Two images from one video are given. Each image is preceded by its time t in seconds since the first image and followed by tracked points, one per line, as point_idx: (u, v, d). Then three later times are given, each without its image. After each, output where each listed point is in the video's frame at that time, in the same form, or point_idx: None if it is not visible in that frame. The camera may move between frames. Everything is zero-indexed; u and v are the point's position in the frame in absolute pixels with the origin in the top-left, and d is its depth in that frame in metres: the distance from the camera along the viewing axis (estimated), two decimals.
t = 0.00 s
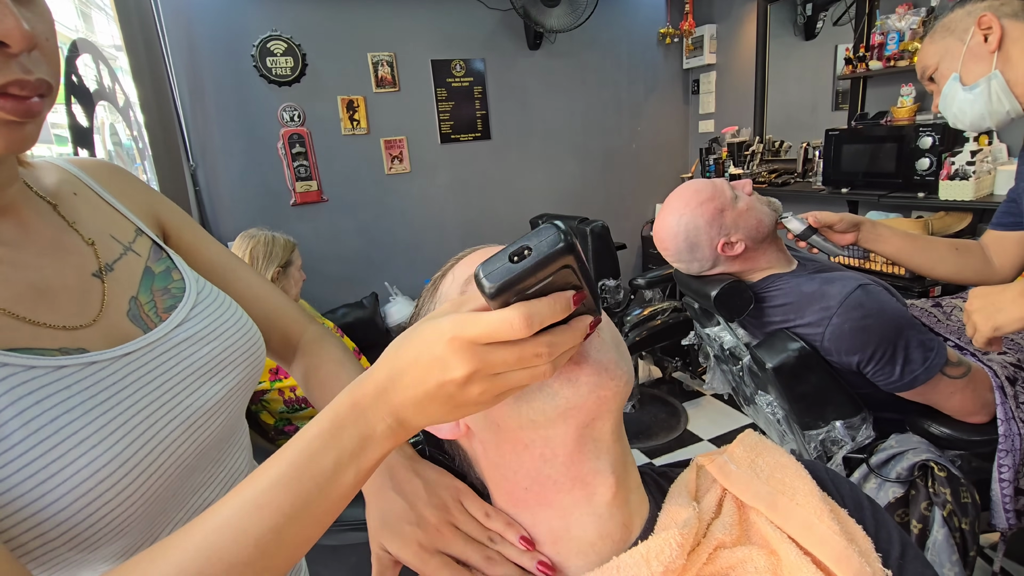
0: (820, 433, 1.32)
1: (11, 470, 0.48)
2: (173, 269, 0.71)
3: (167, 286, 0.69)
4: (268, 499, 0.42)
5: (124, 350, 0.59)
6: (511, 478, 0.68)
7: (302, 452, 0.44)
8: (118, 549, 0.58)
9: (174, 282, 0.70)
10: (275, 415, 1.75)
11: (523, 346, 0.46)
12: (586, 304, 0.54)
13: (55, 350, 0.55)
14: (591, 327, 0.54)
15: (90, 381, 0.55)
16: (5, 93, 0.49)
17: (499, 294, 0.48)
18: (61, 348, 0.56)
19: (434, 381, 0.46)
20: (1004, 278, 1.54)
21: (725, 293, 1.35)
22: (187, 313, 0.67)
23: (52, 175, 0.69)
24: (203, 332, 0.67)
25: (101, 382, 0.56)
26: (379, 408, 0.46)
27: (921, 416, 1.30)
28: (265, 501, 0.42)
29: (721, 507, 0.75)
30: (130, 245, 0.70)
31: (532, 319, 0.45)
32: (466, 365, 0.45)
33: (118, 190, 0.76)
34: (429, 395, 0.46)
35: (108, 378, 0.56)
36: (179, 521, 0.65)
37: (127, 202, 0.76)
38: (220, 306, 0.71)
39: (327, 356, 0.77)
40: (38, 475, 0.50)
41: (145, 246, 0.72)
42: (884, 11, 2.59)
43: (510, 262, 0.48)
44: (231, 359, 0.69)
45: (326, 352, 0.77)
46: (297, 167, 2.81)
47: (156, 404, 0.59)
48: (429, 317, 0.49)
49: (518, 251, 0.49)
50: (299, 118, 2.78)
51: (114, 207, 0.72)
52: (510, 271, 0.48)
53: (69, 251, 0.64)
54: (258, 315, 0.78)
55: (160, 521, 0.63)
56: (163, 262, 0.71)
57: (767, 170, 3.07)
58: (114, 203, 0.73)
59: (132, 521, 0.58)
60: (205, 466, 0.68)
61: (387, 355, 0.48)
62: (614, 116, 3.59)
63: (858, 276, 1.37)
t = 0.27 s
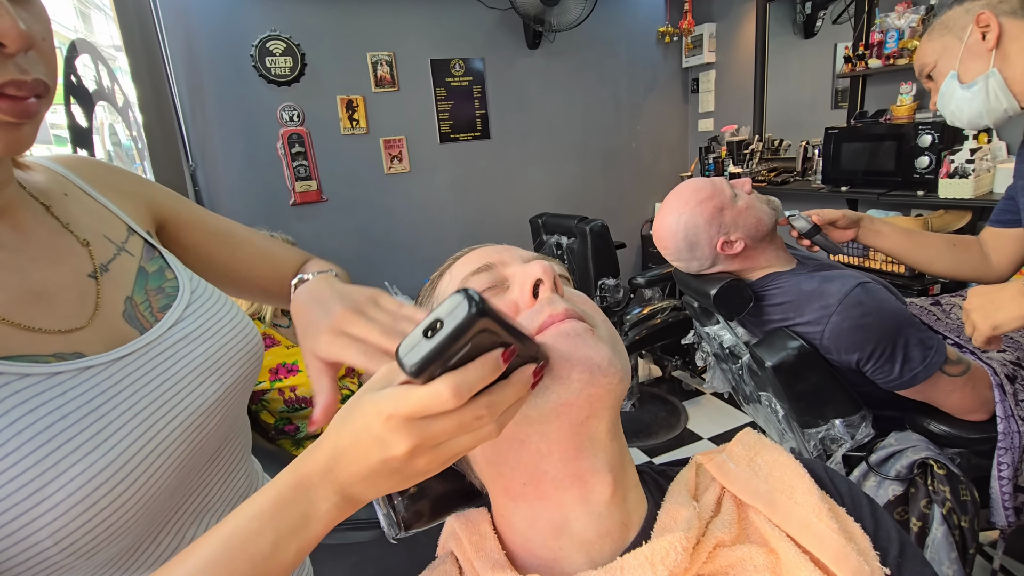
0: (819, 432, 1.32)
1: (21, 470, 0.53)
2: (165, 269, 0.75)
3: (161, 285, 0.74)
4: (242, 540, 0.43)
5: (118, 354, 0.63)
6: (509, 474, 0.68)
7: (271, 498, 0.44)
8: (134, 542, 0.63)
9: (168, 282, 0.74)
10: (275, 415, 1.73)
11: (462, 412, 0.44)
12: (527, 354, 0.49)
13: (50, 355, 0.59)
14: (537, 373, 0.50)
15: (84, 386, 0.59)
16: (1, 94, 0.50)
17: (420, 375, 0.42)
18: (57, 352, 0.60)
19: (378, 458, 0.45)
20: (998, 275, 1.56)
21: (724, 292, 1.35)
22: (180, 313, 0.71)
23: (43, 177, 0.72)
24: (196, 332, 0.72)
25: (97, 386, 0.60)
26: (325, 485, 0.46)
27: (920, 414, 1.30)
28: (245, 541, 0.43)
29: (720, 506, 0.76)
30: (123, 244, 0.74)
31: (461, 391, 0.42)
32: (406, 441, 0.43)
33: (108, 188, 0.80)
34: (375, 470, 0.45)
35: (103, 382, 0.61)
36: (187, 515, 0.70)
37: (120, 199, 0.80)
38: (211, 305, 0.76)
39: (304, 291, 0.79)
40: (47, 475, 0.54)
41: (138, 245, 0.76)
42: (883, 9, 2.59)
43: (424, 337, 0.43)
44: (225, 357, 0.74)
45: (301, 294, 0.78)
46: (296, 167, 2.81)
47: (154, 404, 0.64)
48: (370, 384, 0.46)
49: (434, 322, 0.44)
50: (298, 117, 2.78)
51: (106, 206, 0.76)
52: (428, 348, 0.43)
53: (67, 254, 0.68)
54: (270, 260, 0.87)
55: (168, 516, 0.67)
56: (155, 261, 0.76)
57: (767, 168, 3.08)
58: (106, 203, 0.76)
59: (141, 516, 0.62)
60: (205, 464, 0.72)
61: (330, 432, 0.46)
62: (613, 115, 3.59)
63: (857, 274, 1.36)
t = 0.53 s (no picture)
0: (818, 431, 1.32)
1: (20, 467, 0.54)
2: (153, 270, 0.77)
3: (150, 286, 0.75)
4: (238, 554, 0.43)
5: (112, 354, 0.65)
6: (506, 474, 0.68)
7: (263, 512, 0.45)
8: (131, 537, 0.64)
9: (157, 282, 0.76)
10: (275, 415, 1.73)
11: (462, 400, 0.48)
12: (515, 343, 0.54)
13: (44, 357, 0.60)
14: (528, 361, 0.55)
15: (80, 385, 0.61)
16: None
17: (418, 363, 0.48)
18: (50, 355, 0.61)
19: (381, 458, 0.47)
20: (990, 271, 1.57)
21: (722, 292, 1.36)
22: (171, 313, 0.73)
23: (25, 180, 0.72)
24: (188, 331, 0.74)
25: (93, 384, 0.62)
26: (320, 497, 0.47)
27: (919, 413, 1.30)
28: (240, 555, 0.43)
29: (717, 506, 0.76)
30: (109, 246, 0.75)
31: (463, 374, 0.46)
32: (411, 435, 0.46)
33: (90, 187, 0.80)
34: (377, 473, 0.48)
35: (99, 381, 0.62)
36: (183, 511, 0.71)
37: (104, 195, 0.80)
38: (201, 304, 0.78)
39: (337, 279, 0.78)
40: (45, 471, 0.56)
41: (125, 247, 0.77)
42: (882, 8, 2.58)
43: (420, 325, 0.48)
44: (217, 355, 0.76)
45: (335, 285, 0.77)
46: (295, 167, 2.81)
47: (148, 402, 0.65)
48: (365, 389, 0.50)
49: (426, 313, 0.49)
50: (297, 118, 2.78)
51: (90, 208, 0.76)
52: (422, 338, 0.48)
53: (54, 257, 0.69)
54: (275, 231, 0.92)
55: (164, 512, 0.68)
56: (143, 262, 0.77)
57: (766, 167, 3.08)
58: (90, 204, 0.77)
59: (137, 512, 0.64)
60: (199, 461, 0.74)
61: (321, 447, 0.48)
62: (613, 114, 3.59)
63: (855, 273, 1.37)
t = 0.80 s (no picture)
0: (817, 430, 1.32)
1: (18, 469, 0.55)
2: (151, 272, 0.77)
3: (148, 288, 0.75)
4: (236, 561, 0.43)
5: (111, 356, 0.65)
6: (504, 474, 0.69)
7: (268, 517, 0.45)
8: (127, 538, 0.65)
9: (155, 285, 0.76)
10: (275, 417, 1.73)
11: (471, 380, 0.49)
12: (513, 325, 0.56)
13: (43, 359, 0.61)
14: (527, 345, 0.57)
15: (79, 387, 0.61)
16: None
17: (425, 340, 0.49)
18: (49, 356, 0.61)
19: (394, 448, 0.47)
20: (986, 269, 1.58)
21: (722, 291, 1.36)
22: (169, 315, 0.73)
23: (24, 184, 0.72)
24: (186, 333, 0.74)
25: (91, 387, 0.62)
26: (329, 500, 0.46)
27: (918, 412, 1.30)
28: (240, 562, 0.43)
29: (715, 506, 0.76)
30: (107, 249, 0.75)
31: (471, 347, 0.47)
32: (423, 418, 0.47)
33: (87, 190, 0.80)
34: (390, 465, 0.47)
35: (97, 383, 0.62)
36: (181, 512, 0.72)
37: (101, 200, 0.80)
38: (199, 306, 0.78)
39: (337, 279, 0.78)
40: (43, 473, 0.56)
41: (122, 250, 0.77)
42: (881, 6, 2.58)
43: (424, 302, 0.51)
44: (215, 358, 0.76)
45: (336, 284, 0.77)
46: (295, 168, 2.81)
47: (146, 405, 0.65)
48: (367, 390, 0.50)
49: (429, 289, 0.51)
50: (297, 119, 2.78)
51: (88, 211, 0.77)
52: (427, 313, 0.50)
53: (52, 260, 0.69)
54: (274, 234, 0.92)
55: (162, 513, 0.69)
56: (141, 265, 0.77)
57: (765, 166, 3.08)
58: (88, 207, 0.77)
59: (134, 513, 0.64)
60: (197, 463, 0.74)
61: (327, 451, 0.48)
62: (612, 114, 3.59)
63: (854, 272, 1.37)
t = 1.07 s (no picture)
0: (817, 430, 1.32)
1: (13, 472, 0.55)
2: (150, 274, 0.77)
3: (146, 289, 0.75)
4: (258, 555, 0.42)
5: (108, 358, 0.65)
6: (503, 475, 0.68)
7: (290, 511, 0.45)
8: (123, 541, 0.65)
9: (153, 286, 0.76)
10: (275, 417, 1.73)
11: (483, 369, 0.49)
12: (521, 313, 0.56)
13: (39, 361, 0.61)
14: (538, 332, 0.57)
15: (74, 390, 0.61)
16: None
17: (432, 328, 0.51)
18: (46, 359, 0.62)
19: (411, 440, 0.47)
20: (984, 268, 1.58)
21: (721, 291, 1.36)
22: (167, 317, 0.73)
23: (23, 185, 0.72)
24: (184, 335, 0.74)
25: (86, 390, 0.62)
26: (349, 497, 0.46)
27: (917, 411, 1.30)
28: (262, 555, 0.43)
29: (713, 506, 0.76)
30: (106, 251, 0.75)
31: (480, 333, 0.47)
32: (438, 409, 0.47)
33: (86, 191, 0.80)
34: (408, 459, 0.47)
35: (93, 386, 0.62)
36: (179, 514, 0.72)
37: (101, 203, 0.81)
38: (198, 308, 0.78)
39: (337, 279, 0.78)
40: (38, 475, 0.56)
41: (121, 251, 0.77)
42: (880, 5, 2.58)
43: (427, 292, 0.52)
44: (213, 359, 0.76)
45: (336, 285, 0.77)
46: (294, 169, 2.81)
47: (143, 406, 0.65)
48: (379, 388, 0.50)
49: (432, 280, 0.52)
50: (296, 120, 2.78)
51: (87, 213, 0.77)
52: (432, 302, 0.51)
53: (51, 261, 0.69)
54: (274, 236, 0.92)
55: (160, 514, 0.69)
56: (140, 266, 0.77)
57: (765, 166, 3.08)
58: (87, 209, 0.77)
59: (131, 515, 0.64)
60: (196, 465, 0.74)
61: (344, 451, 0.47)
62: (611, 113, 3.59)
63: (853, 271, 1.37)
